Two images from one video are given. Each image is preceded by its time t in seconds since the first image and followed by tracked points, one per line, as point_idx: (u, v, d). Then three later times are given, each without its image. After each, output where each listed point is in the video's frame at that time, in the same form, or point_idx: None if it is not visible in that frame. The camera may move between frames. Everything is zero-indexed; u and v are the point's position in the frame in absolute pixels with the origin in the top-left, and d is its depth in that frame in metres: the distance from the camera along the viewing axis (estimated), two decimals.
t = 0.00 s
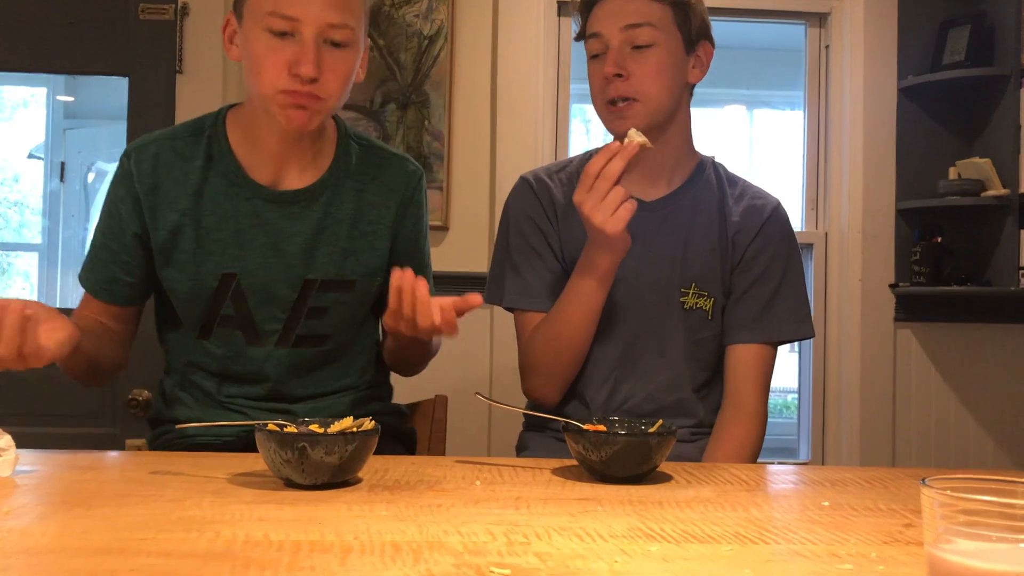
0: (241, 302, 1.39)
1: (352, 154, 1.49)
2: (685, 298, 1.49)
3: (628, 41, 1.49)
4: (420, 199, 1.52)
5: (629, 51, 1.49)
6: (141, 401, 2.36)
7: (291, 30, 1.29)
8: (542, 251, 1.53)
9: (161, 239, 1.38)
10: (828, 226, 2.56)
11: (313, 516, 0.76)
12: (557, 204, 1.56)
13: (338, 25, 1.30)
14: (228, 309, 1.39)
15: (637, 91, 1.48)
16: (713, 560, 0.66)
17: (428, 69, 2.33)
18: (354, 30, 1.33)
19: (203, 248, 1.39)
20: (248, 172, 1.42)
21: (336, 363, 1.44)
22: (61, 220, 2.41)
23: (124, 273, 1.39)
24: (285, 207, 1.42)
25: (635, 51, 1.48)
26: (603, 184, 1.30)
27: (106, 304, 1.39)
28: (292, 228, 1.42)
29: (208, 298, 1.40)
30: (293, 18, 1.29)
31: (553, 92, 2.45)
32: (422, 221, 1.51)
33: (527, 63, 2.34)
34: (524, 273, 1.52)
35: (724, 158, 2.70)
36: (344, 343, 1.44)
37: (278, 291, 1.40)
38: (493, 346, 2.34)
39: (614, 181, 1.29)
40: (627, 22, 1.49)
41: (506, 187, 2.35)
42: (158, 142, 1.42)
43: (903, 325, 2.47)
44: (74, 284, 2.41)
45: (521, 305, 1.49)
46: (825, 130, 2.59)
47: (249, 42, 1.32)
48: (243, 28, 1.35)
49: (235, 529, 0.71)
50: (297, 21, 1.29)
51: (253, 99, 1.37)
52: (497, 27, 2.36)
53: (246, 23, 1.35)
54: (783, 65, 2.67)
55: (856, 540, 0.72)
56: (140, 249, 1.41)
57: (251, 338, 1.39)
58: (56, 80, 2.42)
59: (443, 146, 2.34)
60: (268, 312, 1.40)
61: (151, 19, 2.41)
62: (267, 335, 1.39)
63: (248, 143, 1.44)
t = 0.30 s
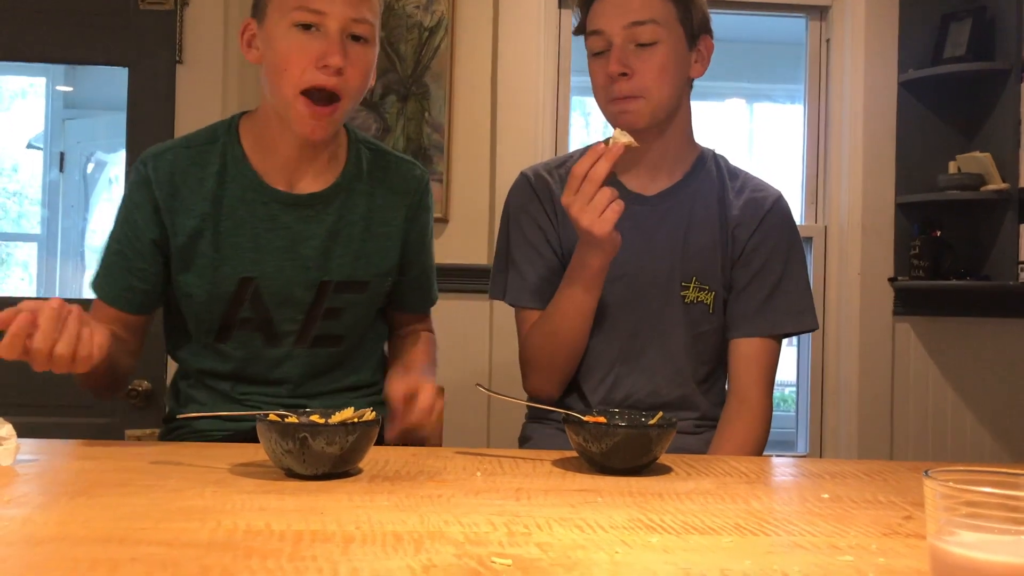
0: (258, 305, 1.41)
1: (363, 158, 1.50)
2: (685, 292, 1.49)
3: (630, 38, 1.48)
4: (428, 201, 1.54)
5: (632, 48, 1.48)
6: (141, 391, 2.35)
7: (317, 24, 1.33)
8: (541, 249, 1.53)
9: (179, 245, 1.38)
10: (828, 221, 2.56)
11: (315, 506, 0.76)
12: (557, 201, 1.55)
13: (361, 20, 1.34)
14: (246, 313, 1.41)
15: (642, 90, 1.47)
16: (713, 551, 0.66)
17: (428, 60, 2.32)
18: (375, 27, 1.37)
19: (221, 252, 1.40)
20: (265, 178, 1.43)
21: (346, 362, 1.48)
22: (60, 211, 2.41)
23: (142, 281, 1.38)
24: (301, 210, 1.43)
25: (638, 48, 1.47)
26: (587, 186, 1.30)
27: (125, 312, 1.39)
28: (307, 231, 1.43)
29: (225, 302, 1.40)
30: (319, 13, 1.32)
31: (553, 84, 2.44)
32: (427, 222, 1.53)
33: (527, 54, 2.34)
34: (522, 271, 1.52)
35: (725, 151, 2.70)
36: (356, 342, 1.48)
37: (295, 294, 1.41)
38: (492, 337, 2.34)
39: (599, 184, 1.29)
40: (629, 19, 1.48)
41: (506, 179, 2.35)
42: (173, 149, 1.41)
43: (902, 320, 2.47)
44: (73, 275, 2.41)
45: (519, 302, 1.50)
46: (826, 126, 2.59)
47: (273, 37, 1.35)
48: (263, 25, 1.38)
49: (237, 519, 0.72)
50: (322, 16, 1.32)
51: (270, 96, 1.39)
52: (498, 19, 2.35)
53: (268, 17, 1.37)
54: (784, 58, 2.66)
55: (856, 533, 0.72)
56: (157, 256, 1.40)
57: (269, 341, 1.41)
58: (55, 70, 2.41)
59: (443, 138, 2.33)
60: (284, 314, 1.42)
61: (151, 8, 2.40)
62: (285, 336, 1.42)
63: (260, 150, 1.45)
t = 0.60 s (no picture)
0: (283, 299, 1.44)
1: (393, 158, 1.55)
2: (682, 290, 1.50)
3: (652, 40, 1.47)
4: (458, 203, 1.56)
5: (654, 50, 1.47)
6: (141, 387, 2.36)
7: (332, 8, 1.42)
8: (541, 245, 1.53)
9: (209, 237, 1.44)
10: (828, 217, 2.56)
11: (313, 503, 0.76)
12: (551, 197, 1.56)
13: (374, 5, 1.43)
14: (272, 304, 1.44)
15: (662, 93, 1.47)
16: (712, 548, 0.66)
17: (428, 56, 2.32)
18: (388, 14, 1.45)
19: (247, 244, 1.44)
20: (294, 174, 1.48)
21: (370, 363, 1.48)
22: (60, 207, 2.41)
23: (177, 274, 1.45)
24: (326, 205, 1.46)
25: (660, 50, 1.47)
26: (605, 190, 1.30)
27: (160, 304, 1.45)
28: (332, 226, 1.46)
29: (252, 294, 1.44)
30: None
31: (553, 80, 2.43)
32: (462, 224, 1.56)
33: (526, 50, 2.33)
34: (520, 265, 1.51)
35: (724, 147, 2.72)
36: (381, 342, 1.49)
37: (319, 288, 1.44)
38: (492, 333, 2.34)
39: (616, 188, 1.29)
40: (652, 21, 1.47)
41: (505, 175, 2.35)
42: (210, 147, 1.49)
43: (901, 316, 2.47)
44: (73, 271, 2.40)
45: (517, 294, 1.49)
46: (825, 126, 2.58)
47: (293, 24, 1.45)
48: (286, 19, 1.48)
49: (235, 516, 0.72)
50: None
51: (293, 85, 1.48)
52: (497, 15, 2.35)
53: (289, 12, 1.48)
54: (784, 54, 2.66)
55: (854, 530, 0.72)
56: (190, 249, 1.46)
57: (293, 332, 1.43)
58: (55, 66, 2.40)
59: (443, 134, 2.33)
60: (309, 308, 1.44)
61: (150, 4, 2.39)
62: (308, 329, 1.44)
63: (293, 147, 1.51)
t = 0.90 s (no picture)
0: (293, 295, 1.44)
1: (408, 163, 1.56)
2: (683, 288, 1.49)
3: (664, 31, 1.48)
4: (472, 210, 1.57)
5: (666, 40, 1.48)
6: (143, 388, 2.35)
7: (365, 19, 1.43)
8: (545, 239, 1.53)
9: (223, 231, 1.45)
10: (830, 215, 2.55)
11: (316, 503, 0.76)
12: (557, 191, 1.56)
13: (406, 21, 1.44)
14: (281, 300, 1.44)
15: (675, 82, 1.47)
16: (716, 547, 0.66)
17: (429, 56, 2.32)
18: (418, 30, 1.47)
19: (260, 238, 1.45)
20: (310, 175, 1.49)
21: (377, 365, 1.49)
22: (63, 208, 2.41)
23: (192, 266, 1.45)
24: (340, 205, 1.47)
25: (671, 40, 1.48)
26: (624, 164, 1.34)
27: (173, 297, 1.46)
28: (345, 225, 1.47)
29: (262, 289, 1.45)
30: (368, 8, 1.43)
31: (554, 79, 2.43)
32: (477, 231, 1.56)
33: (527, 49, 2.33)
34: (525, 259, 1.51)
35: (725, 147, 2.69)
36: (389, 343, 1.49)
37: (329, 286, 1.45)
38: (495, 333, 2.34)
39: (635, 163, 1.32)
40: (663, 13, 1.47)
41: (507, 173, 2.34)
42: (229, 143, 1.50)
43: (904, 314, 2.47)
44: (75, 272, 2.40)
45: (520, 290, 1.50)
46: (827, 125, 2.57)
47: (323, 27, 1.46)
48: (316, 22, 1.49)
49: (239, 516, 0.72)
50: (370, 10, 1.43)
51: (318, 87, 1.49)
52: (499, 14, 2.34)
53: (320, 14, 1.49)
54: (785, 53, 2.66)
55: (858, 528, 0.72)
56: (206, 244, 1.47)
57: (300, 329, 1.43)
58: (57, 67, 2.41)
59: (444, 134, 2.33)
60: (318, 305, 1.45)
61: (151, 5, 2.39)
62: (315, 326, 1.44)
63: (310, 149, 1.52)
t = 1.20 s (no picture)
0: (293, 295, 1.45)
1: (405, 163, 1.56)
2: (683, 286, 1.50)
3: (658, 30, 1.47)
4: (469, 207, 1.57)
5: (660, 39, 1.47)
6: (145, 387, 2.35)
7: (355, 32, 1.42)
8: (545, 237, 1.53)
9: (224, 233, 1.45)
10: (831, 214, 2.55)
11: (317, 502, 0.77)
12: (557, 190, 1.57)
13: (396, 32, 1.43)
14: (281, 301, 1.45)
15: (669, 82, 1.47)
16: (716, 545, 0.66)
17: (429, 56, 2.32)
18: (411, 38, 1.45)
19: (259, 239, 1.46)
20: (308, 176, 1.50)
21: (377, 363, 1.49)
22: (64, 208, 2.41)
23: (192, 269, 1.45)
24: (338, 205, 1.48)
25: (666, 39, 1.47)
26: (626, 152, 1.37)
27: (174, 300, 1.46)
28: (344, 225, 1.48)
29: (262, 289, 1.45)
30: (358, 21, 1.41)
31: (554, 78, 2.43)
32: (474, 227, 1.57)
33: (528, 48, 2.33)
34: (526, 257, 1.51)
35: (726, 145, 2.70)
36: (390, 341, 1.49)
37: (329, 285, 1.45)
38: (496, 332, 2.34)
39: (638, 151, 1.36)
40: (657, 12, 1.47)
41: (507, 172, 2.34)
42: (227, 146, 1.50)
43: (906, 312, 2.47)
44: (78, 272, 2.41)
45: (521, 286, 1.50)
46: (828, 125, 2.57)
47: (315, 41, 1.45)
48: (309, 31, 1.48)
49: (241, 515, 0.72)
50: (360, 25, 1.41)
51: (314, 96, 1.49)
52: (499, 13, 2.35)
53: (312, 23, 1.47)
54: (785, 51, 2.66)
55: (857, 526, 0.72)
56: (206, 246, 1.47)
57: (301, 329, 1.44)
58: (59, 67, 2.41)
59: (445, 133, 2.33)
60: (318, 305, 1.45)
61: (152, 5, 2.39)
62: (316, 326, 1.44)
63: (308, 151, 1.53)
